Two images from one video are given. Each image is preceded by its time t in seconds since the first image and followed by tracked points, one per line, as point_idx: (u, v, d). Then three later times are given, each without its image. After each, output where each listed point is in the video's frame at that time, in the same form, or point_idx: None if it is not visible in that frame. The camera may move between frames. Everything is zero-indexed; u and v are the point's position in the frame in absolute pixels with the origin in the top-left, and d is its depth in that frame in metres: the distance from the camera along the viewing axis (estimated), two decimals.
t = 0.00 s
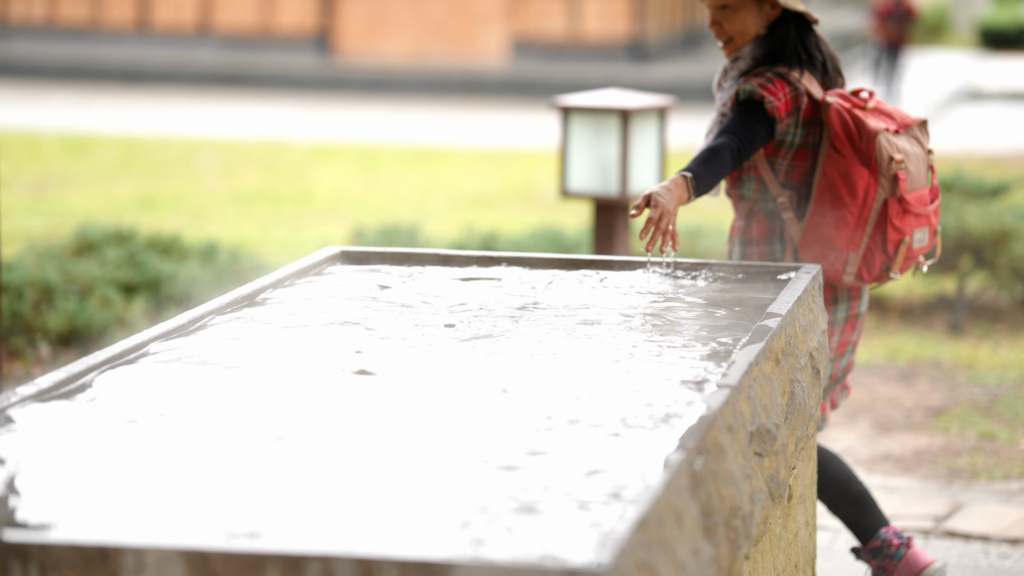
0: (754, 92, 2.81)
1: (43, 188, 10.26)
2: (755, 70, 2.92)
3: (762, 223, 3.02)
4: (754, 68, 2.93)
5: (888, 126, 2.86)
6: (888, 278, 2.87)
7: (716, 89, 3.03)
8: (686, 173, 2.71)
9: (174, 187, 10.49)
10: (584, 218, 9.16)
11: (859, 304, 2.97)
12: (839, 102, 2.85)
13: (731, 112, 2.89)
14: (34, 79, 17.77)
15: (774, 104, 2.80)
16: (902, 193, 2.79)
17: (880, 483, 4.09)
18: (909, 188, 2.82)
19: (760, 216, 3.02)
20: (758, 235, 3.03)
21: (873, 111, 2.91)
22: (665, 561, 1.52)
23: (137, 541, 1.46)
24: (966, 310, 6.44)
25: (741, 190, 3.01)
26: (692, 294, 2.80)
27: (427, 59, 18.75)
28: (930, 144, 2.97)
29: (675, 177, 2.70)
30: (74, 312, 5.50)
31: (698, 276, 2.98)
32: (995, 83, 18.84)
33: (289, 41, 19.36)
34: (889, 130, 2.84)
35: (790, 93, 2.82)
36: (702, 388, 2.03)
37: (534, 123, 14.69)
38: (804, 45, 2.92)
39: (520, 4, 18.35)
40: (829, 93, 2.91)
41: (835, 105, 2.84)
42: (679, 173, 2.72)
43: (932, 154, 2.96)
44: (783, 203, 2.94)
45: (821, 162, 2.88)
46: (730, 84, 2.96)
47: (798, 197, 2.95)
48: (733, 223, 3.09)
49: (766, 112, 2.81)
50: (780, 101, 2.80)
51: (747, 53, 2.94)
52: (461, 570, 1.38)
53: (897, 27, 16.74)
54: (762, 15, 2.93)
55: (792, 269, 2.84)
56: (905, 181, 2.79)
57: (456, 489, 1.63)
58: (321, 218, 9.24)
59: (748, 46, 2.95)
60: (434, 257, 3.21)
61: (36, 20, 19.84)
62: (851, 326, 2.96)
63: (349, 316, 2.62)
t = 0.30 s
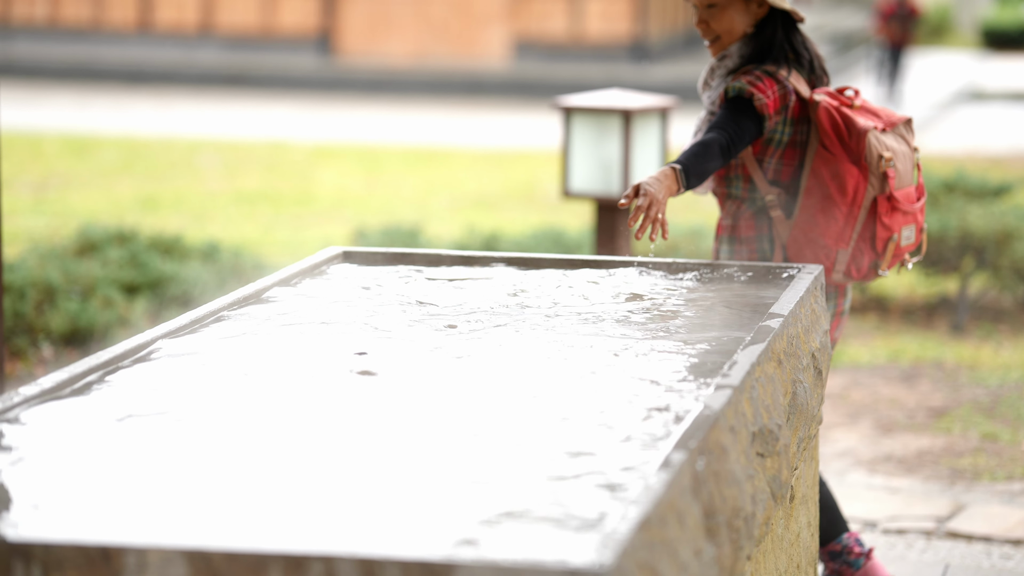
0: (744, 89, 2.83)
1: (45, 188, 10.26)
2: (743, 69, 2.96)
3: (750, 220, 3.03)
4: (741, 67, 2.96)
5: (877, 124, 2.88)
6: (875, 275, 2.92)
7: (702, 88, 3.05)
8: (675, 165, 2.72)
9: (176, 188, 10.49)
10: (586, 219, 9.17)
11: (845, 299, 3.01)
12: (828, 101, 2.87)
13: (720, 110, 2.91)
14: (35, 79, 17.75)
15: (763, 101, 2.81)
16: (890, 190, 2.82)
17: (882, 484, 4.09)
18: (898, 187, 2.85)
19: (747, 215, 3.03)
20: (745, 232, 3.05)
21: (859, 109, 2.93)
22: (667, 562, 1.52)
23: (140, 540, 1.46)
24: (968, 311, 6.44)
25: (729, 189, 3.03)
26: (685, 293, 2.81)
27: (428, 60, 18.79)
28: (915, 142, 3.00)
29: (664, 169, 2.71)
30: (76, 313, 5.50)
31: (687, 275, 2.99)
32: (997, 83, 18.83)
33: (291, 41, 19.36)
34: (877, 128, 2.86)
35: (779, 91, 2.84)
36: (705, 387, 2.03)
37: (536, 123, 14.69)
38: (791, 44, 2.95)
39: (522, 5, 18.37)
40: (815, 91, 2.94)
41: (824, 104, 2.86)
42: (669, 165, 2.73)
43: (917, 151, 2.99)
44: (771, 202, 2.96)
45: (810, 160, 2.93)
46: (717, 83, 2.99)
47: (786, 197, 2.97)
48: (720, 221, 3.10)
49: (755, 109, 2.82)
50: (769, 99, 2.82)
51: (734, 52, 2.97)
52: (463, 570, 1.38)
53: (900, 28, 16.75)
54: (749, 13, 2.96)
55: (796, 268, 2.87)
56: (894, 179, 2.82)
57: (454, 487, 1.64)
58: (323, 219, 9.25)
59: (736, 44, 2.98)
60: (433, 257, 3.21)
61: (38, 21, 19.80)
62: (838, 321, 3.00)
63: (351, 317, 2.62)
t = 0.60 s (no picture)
0: (735, 88, 2.89)
1: (49, 189, 10.28)
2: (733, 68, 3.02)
3: (739, 220, 3.13)
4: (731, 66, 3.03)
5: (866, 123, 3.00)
6: (861, 270, 3.06)
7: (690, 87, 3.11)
8: (669, 160, 2.72)
9: (179, 188, 10.51)
10: (589, 219, 9.17)
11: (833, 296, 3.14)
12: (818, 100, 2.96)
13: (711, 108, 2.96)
14: (39, 80, 17.76)
15: (755, 100, 2.88)
16: (882, 189, 2.95)
17: (885, 485, 4.09)
18: (887, 185, 2.98)
19: (739, 212, 3.12)
20: (737, 231, 3.14)
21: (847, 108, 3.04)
22: (671, 563, 1.52)
23: (144, 540, 1.46)
24: (972, 312, 6.43)
25: (718, 189, 3.11)
26: (679, 293, 2.82)
27: (431, 60, 18.84)
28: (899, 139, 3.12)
29: (658, 162, 2.71)
30: (80, 313, 5.51)
31: (681, 274, 3.00)
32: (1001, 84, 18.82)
33: (294, 42, 19.37)
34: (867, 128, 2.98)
35: (768, 91, 2.91)
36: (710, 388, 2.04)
37: (539, 124, 14.71)
38: (780, 44, 3.01)
39: (525, 5, 18.42)
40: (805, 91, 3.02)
41: (814, 103, 2.94)
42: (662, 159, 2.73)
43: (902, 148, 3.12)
44: (762, 200, 3.04)
45: (800, 159, 3.02)
46: (706, 82, 3.05)
47: (775, 196, 3.06)
48: (709, 221, 3.19)
49: (745, 107, 2.89)
50: (760, 98, 2.89)
51: (722, 52, 3.04)
52: (467, 570, 1.38)
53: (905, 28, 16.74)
54: (737, 13, 3.02)
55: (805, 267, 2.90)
56: (884, 178, 2.95)
57: (456, 487, 1.64)
58: (328, 219, 9.26)
59: (725, 44, 3.04)
60: (433, 257, 3.21)
61: (42, 22, 19.79)
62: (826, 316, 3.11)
63: (357, 317, 2.63)
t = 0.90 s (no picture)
0: (729, 89, 2.95)
1: (56, 190, 10.29)
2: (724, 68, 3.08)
3: (732, 220, 3.20)
4: (722, 67, 3.08)
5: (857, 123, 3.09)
6: (854, 268, 3.17)
7: (681, 88, 3.17)
8: (666, 157, 2.73)
9: (187, 190, 10.51)
10: (596, 221, 9.17)
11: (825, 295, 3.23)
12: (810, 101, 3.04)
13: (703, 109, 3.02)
14: (46, 81, 17.76)
15: (749, 101, 2.94)
16: (875, 188, 3.06)
17: (892, 487, 4.09)
18: (879, 185, 3.09)
19: (731, 215, 3.19)
20: (730, 234, 3.21)
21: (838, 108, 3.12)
22: (678, 563, 1.52)
23: (151, 542, 1.46)
24: (979, 314, 6.43)
25: (710, 190, 3.17)
26: (676, 293, 2.83)
27: (438, 61, 18.87)
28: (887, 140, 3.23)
29: (656, 158, 2.71)
30: (87, 314, 5.52)
31: (673, 275, 3.01)
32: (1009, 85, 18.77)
33: (301, 43, 19.39)
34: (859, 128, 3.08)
35: (761, 92, 2.97)
36: (716, 388, 2.04)
37: (546, 125, 14.71)
38: (770, 45, 3.06)
39: (532, 7, 18.43)
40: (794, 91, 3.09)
41: (807, 103, 3.02)
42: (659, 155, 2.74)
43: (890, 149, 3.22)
44: (755, 200, 3.12)
45: (793, 159, 3.10)
46: (699, 83, 3.11)
47: (767, 196, 3.14)
48: (701, 223, 3.26)
49: (738, 107, 2.94)
50: (753, 98, 2.95)
51: (713, 53, 3.09)
52: (474, 570, 1.38)
53: (913, 29, 16.69)
54: (728, 14, 3.08)
55: (805, 271, 2.91)
56: (877, 177, 3.06)
57: (462, 488, 1.65)
58: (334, 221, 9.26)
59: (715, 44, 3.10)
60: (437, 257, 3.22)
61: (48, 23, 19.76)
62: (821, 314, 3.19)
63: (362, 317, 2.64)
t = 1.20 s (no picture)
0: (723, 91, 2.97)
1: (64, 192, 10.30)
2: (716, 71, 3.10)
3: (724, 225, 3.21)
4: (713, 70, 3.10)
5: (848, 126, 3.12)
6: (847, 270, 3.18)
7: (670, 91, 3.18)
8: (664, 157, 2.73)
9: (194, 191, 10.52)
10: (604, 223, 9.17)
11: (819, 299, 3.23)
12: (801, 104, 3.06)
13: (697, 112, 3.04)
14: (54, 83, 17.76)
15: (741, 104, 2.96)
16: (868, 189, 3.07)
17: (900, 489, 4.08)
18: (871, 186, 3.10)
19: (723, 217, 3.21)
20: (722, 237, 3.22)
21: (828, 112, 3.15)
22: (686, 565, 1.51)
23: (159, 544, 1.46)
24: (987, 316, 6.42)
25: (702, 194, 3.18)
26: (671, 294, 2.84)
27: (446, 63, 18.89)
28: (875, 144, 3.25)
29: (655, 158, 2.71)
30: (95, 316, 5.53)
31: (669, 277, 3.01)
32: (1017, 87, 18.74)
33: (308, 45, 19.42)
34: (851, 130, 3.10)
35: (753, 95, 3.00)
36: (724, 390, 2.04)
37: (553, 127, 14.71)
38: (759, 50, 3.12)
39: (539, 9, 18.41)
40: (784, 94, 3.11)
41: (798, 106, 3.05)
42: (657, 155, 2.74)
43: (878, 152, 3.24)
44: (748, 203, 3.14)
45: (785, 161, 3.11)
46: (689, 86, 3.11)
47: (760, 198, 3.15)
48: (693, 226, 3.26)
49: (732, 110, 2.97)
50: (746, 101, 2.98)
51: (704, 56, 3.11)
52: (481, 573, 1.38)
53: (921, 32, 16.66)
54: (718, 18, 3.12)
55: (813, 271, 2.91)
56: (869, 177, 3.07)
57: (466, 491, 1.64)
58: (341, 223, 9.27)
59: (706, 48, 3.12)
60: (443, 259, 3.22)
61: (56, 25, 19.78)
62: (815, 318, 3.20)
63: (373, 319, 2.64)
